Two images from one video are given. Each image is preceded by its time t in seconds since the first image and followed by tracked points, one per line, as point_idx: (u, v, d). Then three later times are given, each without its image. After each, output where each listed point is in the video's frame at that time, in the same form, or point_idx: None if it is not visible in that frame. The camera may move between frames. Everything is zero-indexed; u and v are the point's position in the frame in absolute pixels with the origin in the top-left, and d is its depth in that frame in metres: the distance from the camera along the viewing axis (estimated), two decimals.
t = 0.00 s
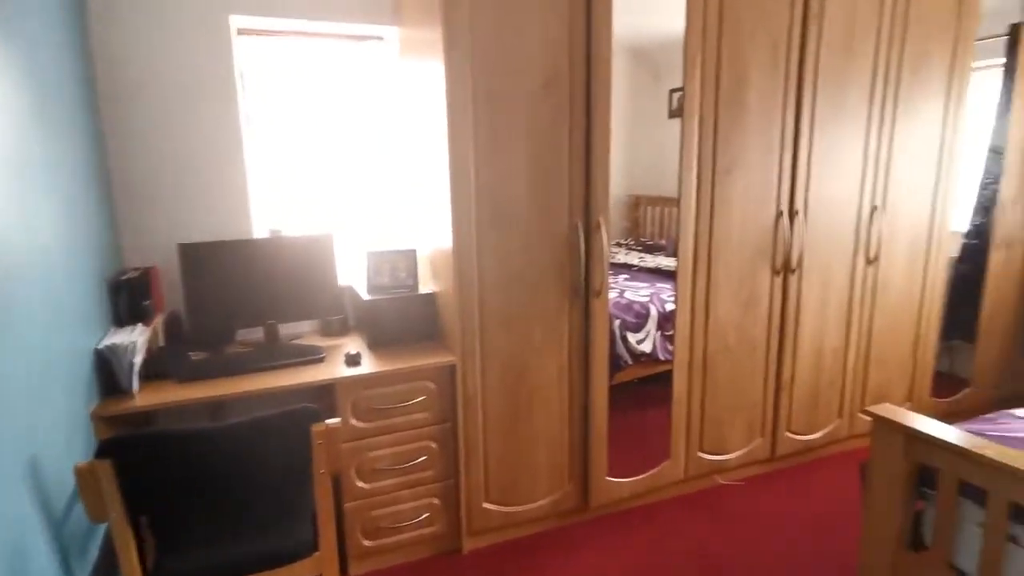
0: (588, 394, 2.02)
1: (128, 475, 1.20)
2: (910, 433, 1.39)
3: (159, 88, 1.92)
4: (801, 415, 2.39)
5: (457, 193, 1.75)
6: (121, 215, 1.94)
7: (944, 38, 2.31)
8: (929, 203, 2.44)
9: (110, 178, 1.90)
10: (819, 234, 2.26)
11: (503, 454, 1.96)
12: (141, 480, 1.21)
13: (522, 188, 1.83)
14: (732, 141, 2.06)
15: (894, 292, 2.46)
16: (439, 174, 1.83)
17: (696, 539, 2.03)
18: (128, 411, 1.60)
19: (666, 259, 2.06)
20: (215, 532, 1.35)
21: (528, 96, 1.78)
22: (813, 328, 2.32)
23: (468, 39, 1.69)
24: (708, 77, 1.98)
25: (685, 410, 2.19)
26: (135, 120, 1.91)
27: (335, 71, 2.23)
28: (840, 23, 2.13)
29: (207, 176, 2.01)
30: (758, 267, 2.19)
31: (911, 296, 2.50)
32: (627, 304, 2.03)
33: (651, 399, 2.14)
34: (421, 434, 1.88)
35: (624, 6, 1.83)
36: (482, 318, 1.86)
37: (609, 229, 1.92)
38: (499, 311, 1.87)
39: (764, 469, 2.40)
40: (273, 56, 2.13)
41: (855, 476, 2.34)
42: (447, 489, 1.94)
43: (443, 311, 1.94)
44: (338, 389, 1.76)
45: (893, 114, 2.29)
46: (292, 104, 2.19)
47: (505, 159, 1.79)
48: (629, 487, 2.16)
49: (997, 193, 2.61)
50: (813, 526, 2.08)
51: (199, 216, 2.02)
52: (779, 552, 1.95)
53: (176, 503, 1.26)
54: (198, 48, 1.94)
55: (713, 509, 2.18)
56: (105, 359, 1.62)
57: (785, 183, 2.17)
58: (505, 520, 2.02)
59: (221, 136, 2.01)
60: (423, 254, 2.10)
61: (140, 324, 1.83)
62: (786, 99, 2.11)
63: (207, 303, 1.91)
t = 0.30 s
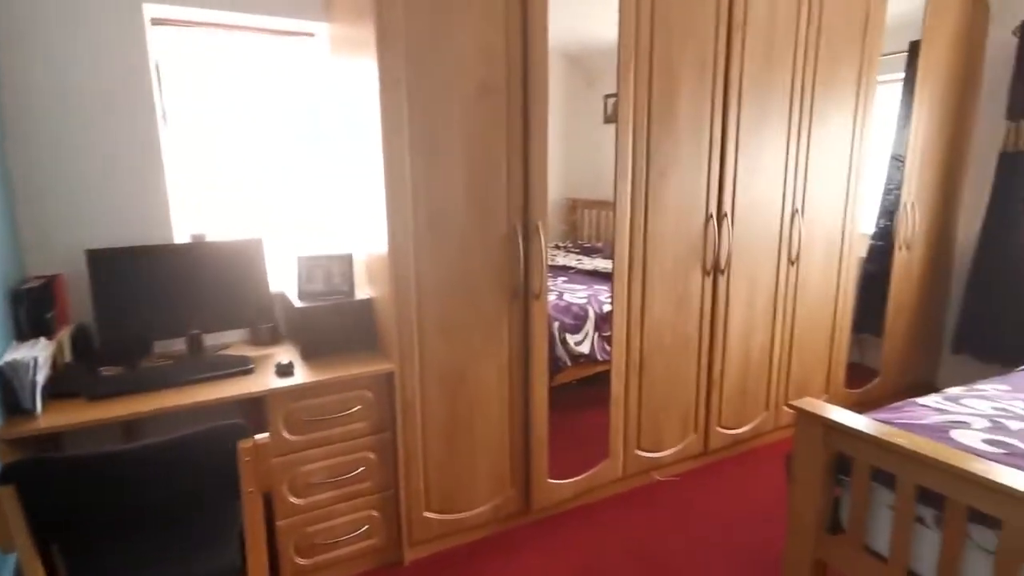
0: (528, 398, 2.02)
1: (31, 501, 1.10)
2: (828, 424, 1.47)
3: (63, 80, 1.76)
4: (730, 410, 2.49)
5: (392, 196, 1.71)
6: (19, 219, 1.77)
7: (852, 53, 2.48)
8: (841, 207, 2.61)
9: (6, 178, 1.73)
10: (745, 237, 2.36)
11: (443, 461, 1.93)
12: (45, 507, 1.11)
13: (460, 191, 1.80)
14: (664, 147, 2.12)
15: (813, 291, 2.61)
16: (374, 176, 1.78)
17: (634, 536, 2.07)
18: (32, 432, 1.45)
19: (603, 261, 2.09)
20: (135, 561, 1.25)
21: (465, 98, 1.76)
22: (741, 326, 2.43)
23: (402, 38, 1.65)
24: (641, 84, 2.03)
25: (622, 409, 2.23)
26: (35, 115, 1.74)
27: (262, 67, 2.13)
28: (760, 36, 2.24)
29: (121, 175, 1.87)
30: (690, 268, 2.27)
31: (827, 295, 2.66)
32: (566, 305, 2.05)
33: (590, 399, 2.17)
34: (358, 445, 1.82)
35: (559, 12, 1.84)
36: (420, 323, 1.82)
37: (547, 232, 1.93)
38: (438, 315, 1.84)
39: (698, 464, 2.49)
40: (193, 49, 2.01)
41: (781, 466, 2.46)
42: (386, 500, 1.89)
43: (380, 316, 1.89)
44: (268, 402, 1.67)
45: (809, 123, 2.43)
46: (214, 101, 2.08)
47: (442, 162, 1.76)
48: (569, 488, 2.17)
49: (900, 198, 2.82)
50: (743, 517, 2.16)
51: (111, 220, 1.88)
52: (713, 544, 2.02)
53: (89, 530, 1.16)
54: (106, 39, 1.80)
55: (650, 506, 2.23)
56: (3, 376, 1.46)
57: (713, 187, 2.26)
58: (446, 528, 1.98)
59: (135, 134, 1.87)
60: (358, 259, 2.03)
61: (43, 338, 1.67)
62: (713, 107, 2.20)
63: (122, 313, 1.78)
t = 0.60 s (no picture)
0: (488, 399, 2.00)
1: None
2: (778, 416, 1.51)
3: None
4: (686, 405, 2.53)
5: (344, 196, 1.66)
6: None
7: (797, 58, 2.57)
8: (788, 206, 2.70)
9: None
10: (698, 236, 2.41)
11: (402, 466, 1.89)
12: None
13: (415, 191, 1.77)
14: (619, 148, 2.14)
15: (762, 287, 2.69)
16: (325, 175, 1.73)
17: (595, 533, 2.08)
18: None
19: (561, 260, 2.10)
20: None
21: (419, 97, 1.73)
22: (695, 323, 2.47)
23: (353, 34, 1.61)
24: (596, 85, 2.05)
25: (581, 408, 2.24)
26: None
27: (206, 62, 2.04)
28: (711, 39, 2.29)
29: (53, 176, 1.75)
30: (646, 266, 2.29)
31: (776, 291, 2.75)
32: (525, 305, 2.04)
33: (549, 398, 2.16)
34: (313, 453, 1.76)
35: (514, 11, 1.84)
36: (376, 325, 1.78)
37: (504, 232, 1.92)
38: (395, 318, 1.80)
39: (655, 459, 2.52)
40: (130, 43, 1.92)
41: (734, 459, 2.52)
42: (343, 508, 1.84)
43: (334, 319, 1.83)
44: (215, 411, 1.60)
45: (757, 126, 2.50)
46: (155, 97, 1.98)
47: (396, 160, 1.73)
48: (529, 488, 2.16)
49: (842, 197, 2.94)
50: (700, 509, 2.20)
51: (42, 222, 1.76)
52: (671, 537, 2.05)
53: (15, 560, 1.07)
54: (31, 31, 1.68)
55: (610, 503, 2.25)
56: None
57: (667, 187, 2.29)
58: (406, 534, 1.94)
59: (68, 131, 1.76)
60: (310, 261, 1.98)
61: None
62: (667, 109, 2.23)
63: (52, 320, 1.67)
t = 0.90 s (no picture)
0: (448, 414, 1.96)
1: None
2: (738, 425, 1.53)
3: None
4: (646, 414, 2.55)
5: (297, 208, 1.61)
6: None
7: (747, 72, 2.64)
8: (742, 217, 2.76)
9: None
10: (656, 246, 2.44)
11: (360, 487, 1.83)
12: None
13: (372, 203, 1.73)
14: (578, 160, 2.15)
15: (718, 296, 2.74)
16: (277, 187, 1.67)
17: (559, 547, 2.06)
18: None
19: (521, 271, 2.08)
20: None
21: (375, 107, 1.69)
22: (655, 332, 2.50)
23: (305, 41, 1.56)
24: (554, 96, 2.05)
25: (543, 420, 2.22)
26: None
27: (148, 69, 1.95)
28: (665, 53, 2.33)
29: None
30: (606, 277, 2.30)
31: (732, 299, 2.81)
32: (485, 317, 2.01)
33: (511, 411, 2.14)
34: (265, 478, 1.68)
35: (471, 22, 1.82)
36: (331, 342, 1.72)
37: (464, 243, 1.89)
38: (353, 333, 1.75)
39: (617, 470, 2.52)
40: (65, 46, 1.81)
41: (695, 467, 2.55)
42: (298, 534, 1.76)
43: (288, 336, 1.76)
44: (159, 437, 1.51)
45: (711, 138, 2.55)
46: (93, 104, 1.88)
47: (351, 171, 1.68)
48: (492, 504, 2.13)
49: (791, 207, 3.03)
50: (663, 518, 2.21)
51: None
52: (635, 548, 2.05)
53: None
54: None
55: (573, 515, 2.23)
56: None
57: (626, 198, 2.31)
58: (365, 558, 1.88)
59: None
60: (261, 275, 1.90)
61: None
62: (624, 121, 2.26)
63: None
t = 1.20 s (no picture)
0: (386, 437, 1.88)
1: None
2: (680, 433, 1.55)
3: None
4: (586, 425, 2.55)
5: (216, 224, 1.49)
6: None
7: (672, 87, 2.73)
8: (671, 227, 2.84)
9: None
10: (591, 257, 2.46)
11: (293, 520, 1.71)
12: None
13: (299, 217, 1.64)
14: (512, 172, 2.13)
15: (650, 304, 2.79)
16: (193, 201, 1.54)
17: (505, 567, 2.01)
18: None
19: (456, 283, 2.03)
20: None
21: (300, 117, 1.61)
22: (592, 343, 2.51)
23: (223, 46, 1.46)
24: (487, 109, 2.03)
25: (484, 436, 2.17)
26: None
27: (42, 73, 1.77)
28: (595, 66, 2.36)
29: None
30: (542, 289, 2.29)
31: (664, 307, 2.87)
32: (421, 332, 1.95)
33: (452, 429, 2.08)
34: (186, 518, 1.55)
35: (400, 31, 1.77)
36: (257, 366, 1.60)
37: (398, 257, 1.83)
38: (281, 356, 1.64)
39: (559, 482, 2.51)
40: None
41: (635, 474, 2.57)
42: None
43: (208, 362, 1.63)
44: (62, 480, 1.35)
45: (640, 151, 2.61)
46: None
47: (276, 184, 1.59)
48: (434, 528, 2.06)
49: (715, 217, 3.15)
50: (606, 528, 2.22)
51: None
52: (581, 561, 2.03)
53: None
54: None
55: (518, 532, 2.20)
56: None
57: (560, 210, 2.32)
58: None
59: None
60: (178, 296, 1.76)
61: None
62: (557, 134, 2.27)
63: None
